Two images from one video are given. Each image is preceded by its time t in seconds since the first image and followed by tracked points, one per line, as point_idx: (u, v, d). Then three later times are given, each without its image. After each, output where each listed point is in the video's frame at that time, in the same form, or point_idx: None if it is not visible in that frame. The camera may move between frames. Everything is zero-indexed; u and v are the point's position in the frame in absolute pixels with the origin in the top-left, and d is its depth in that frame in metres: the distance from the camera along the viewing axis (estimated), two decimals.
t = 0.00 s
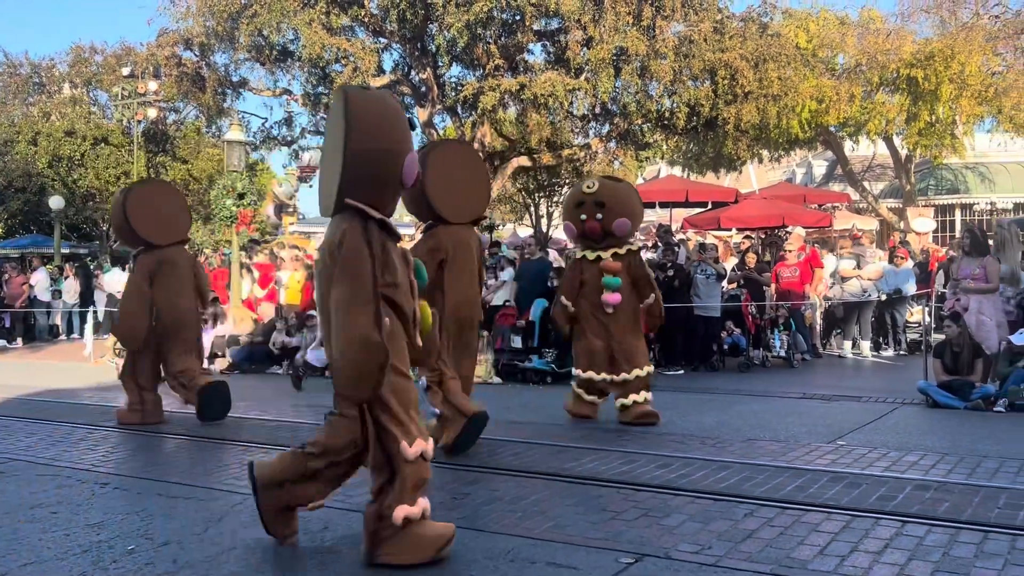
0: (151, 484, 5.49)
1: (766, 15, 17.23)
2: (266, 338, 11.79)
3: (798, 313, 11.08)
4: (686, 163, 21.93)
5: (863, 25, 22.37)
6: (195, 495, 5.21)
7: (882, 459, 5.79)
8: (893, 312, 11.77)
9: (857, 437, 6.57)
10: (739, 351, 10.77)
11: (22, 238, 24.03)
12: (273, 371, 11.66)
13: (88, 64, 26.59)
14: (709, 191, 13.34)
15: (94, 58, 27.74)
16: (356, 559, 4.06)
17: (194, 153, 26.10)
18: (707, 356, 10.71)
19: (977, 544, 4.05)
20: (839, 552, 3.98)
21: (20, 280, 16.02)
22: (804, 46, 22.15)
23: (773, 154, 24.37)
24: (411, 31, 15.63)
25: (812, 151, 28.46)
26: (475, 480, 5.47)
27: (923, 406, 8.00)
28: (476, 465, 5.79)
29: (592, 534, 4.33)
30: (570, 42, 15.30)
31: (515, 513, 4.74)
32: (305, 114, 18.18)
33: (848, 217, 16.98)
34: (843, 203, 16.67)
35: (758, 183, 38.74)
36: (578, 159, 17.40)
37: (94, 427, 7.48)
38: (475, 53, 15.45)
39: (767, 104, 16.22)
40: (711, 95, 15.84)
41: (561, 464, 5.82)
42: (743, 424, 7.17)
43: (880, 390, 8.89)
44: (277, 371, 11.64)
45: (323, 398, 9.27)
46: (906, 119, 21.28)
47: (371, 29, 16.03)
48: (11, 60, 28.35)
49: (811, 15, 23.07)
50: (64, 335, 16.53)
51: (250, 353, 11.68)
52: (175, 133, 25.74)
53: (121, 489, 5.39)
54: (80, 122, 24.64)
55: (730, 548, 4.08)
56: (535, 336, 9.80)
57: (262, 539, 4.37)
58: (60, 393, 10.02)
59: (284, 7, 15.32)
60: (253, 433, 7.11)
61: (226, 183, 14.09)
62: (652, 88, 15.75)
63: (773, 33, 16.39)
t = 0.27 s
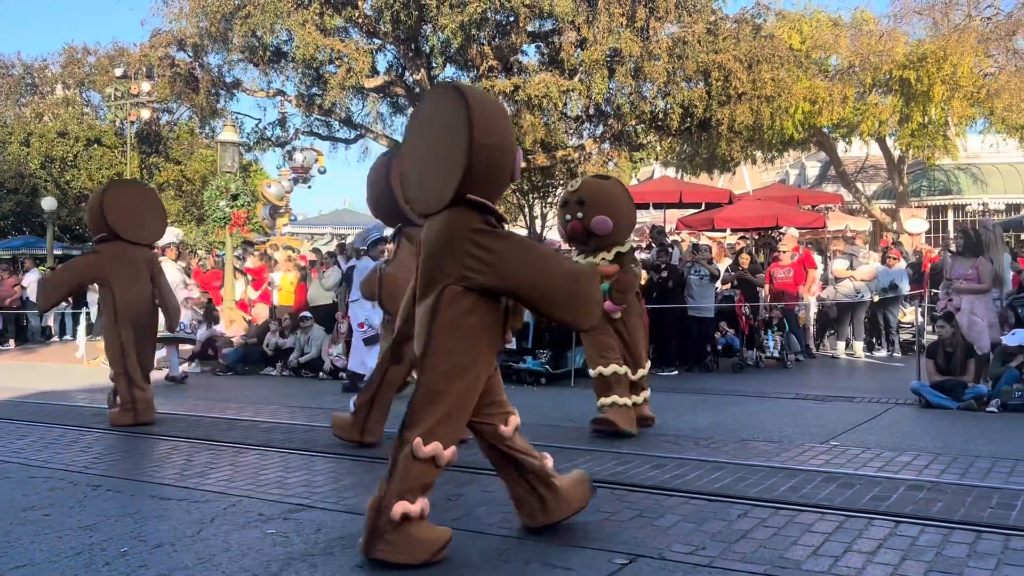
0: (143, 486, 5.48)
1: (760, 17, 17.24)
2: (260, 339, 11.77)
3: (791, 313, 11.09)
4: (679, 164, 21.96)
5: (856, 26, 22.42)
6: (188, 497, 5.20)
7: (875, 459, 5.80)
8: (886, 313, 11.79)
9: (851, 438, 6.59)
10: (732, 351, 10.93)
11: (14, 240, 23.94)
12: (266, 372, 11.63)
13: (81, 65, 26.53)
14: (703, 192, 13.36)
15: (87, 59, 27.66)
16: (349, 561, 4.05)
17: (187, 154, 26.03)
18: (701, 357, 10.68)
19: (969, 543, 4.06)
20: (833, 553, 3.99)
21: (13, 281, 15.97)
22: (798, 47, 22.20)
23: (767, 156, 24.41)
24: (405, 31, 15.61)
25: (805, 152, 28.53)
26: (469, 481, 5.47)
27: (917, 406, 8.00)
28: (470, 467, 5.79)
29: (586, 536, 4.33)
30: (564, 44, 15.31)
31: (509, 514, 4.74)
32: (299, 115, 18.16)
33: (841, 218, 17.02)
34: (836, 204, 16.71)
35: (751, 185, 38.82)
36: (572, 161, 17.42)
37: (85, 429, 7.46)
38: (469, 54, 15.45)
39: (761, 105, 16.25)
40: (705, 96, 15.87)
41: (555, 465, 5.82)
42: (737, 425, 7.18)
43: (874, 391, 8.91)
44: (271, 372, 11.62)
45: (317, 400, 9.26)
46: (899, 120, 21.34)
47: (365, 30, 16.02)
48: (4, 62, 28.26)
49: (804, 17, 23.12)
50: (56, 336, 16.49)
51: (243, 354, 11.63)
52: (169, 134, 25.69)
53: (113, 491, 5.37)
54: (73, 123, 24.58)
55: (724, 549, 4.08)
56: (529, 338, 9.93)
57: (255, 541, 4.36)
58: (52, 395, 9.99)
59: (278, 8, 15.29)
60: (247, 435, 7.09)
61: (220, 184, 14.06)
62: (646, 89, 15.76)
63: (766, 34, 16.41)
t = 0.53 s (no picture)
0: (136, 487, 5.47)
1: (753, 17, 17.25)
2: (253, 339, 11.75)
3: (785, 314, 11.11)
4: (673, 165, 21.97)
5: (849, 27, 22.46)
6: (180, 498, 5.18)
7: (868, 459, 5.81)
8: (879, 313, 11.82)
9: (844, 437, 6.60)
10: (726, 351, 10.79)
11: (6, 241, 23.86)
12: (260, 372, 11.62)
13: (73, 64, 26.46)
14: (697, 193, 13.38)
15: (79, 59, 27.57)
16: (342, 562, 4.05)
17: (180, 154, 25.95)
18: (695, 358, 10.69)
19: (961, 542, 4.07)
20: (825, 552, 3.99)
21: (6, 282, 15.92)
22: (791, 48, 22.24)
23: (760, 156, 24.45)
24: (399, 32, 15.60)
25: (798, 153, 28.59)
26: (463, 482, 5.46)
27: (909, 405, 8.01)
28: (463, 467, 5.78)
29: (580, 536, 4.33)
30: (557, 44, 15.32)
31: (503, 514, 4.73)
32: (292, 116, 18.13)
33: (834, 218, 17.06)
34: (829, 204, 16.74)
35: (745, 184, 38.88)
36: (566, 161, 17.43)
37: (78, 430, 7.43)
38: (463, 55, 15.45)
39: (754, 106, 16.28)
40: (699, 96, 15.90)
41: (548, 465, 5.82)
42: (731, 425, 7.18)
43: (867, 390, 8.93)
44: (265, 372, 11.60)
45: (310, 400, 9.24)
46: (891, 121, 21.39)
47: (358, 30, 15.99)
48: None
49: (797, 17, 23.15)
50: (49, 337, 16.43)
51: (237, 354, 11.62)
52: (162, 135, 25.64)
53: (106, 492, 5.36)
54: (65, 123, 24.52)
55: (717, 548, 4.09)
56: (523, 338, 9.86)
57: (248, 542, 4.35)
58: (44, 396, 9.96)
59: (271, 9, 15.26)
60: (240, 436, 7.08)
61: (213, 185, 14.04)
62: (639, 90, 15.77)
63: (759, 35, 16.41)
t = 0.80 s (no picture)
0: (128, 488, 5.46)
1: (746, 18, 17.28)
2: (247, 339, 11.72)
3: (779, 313, 11.17)
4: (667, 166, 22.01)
5: (842, 28, 22.52)
6: (173, 499, 5.17)
7: (861, 459, 5.82)
8: (872, 313, 11.87)
9: (837, 437, 6.61)
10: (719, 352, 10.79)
11: None
12: (253, 373, 11.59)
13: (66, 64, 26.40)
14: (690, 192, 13.42)
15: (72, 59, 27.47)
16: (336, 562, 4.04)
17: (173, 154, 25.90)
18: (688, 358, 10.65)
19: (954, 541, 4.08)
20: (818, 552, 4.00)
21: None
22: (784, 48, 22.28)
23: (754, 157, 24.49)
24: (392, 32, 15.59)
25: (791, 154, 28.66)
26: (457, 482, 5.45)
27: (902, 405, 8.03)
28: (457, 467, 5.78)
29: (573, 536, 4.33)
30: (551, 45, 15.34)
31: (496, 514, 4.73)
32: (286, 116, 18.11)
33: (828, 219, 17.12)
34: (822, 205, 16.78)
35: (738, 185, 38.92)
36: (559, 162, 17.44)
37: (70, 431, 7.40)
38: (457, 55, 15.45)
39: (748, 106, 16.32)
40: (692, 97, 15.93)
41: (542, 465, 5.82)
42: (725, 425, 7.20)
43: (860, 390, 8.95)
44: (258, 373, 11.58)
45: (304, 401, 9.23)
46: (885, 122, 21.44)
47: (352, 30, 15.99)
48: None
49: (790, 18, 23.21)
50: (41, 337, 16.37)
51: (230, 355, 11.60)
52: (155, 135, 25.58)
53: (98, 493, 5.34)
54: (58, 123, 24.46)
55: (710, 549, 4.09)
56: (517, 339, 9.86)
57: (241, 543, 4.35)
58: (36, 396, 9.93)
59: (265, 8, 15.24)
60: (233, 436, 7.07)
61: (206, 185, 14.00)
62: (633, 91, 15.78)
63: (753, 35, 16.43)
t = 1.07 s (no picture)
0: (122, 488, 5.45)
1: (740, 19, 17.30)
2: (240, 340, 11.70)
3: (773, 313, 11.19)
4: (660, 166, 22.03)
5: (835, 28, 22.57)
6: (166, 499, 5.16)
7: (854, 459, 5.84)
8: (865, 313, 11.90)
9: (831, 437, 6.63)
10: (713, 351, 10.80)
11: None
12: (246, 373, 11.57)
13: (59, 64, 26.32)
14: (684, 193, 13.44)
15: (64, 58, 27.37)
16: (330, 562, 4.04)
17: (167, 154, 25.84)
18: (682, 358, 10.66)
19: (947, 541, 4.10)
20: (812, 551, 4.01)
21: None
22: (777, 49, 22.31)
23: (748, 157, 24.52)
24: (387, 32, 15.59)
25: (785, 154, 28.71)
26: (451, 482, 5.45)
27: (895, 405, 8.04)
28: (451, 468, 5.78)
29: (568, 536, 4.33)
30: (545, 45, 15.35)
31: (490, 514, 4.74)
32: (279, 116, 18.08)
33: (821, 220, 17.16)
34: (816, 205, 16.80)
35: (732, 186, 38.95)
36: (554, 162, 17.43)
37: (63, 432, 7.38)
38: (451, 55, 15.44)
39: (742, 107, 16.33)
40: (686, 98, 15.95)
41: (536, 466, 5.83)
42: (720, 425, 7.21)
43: (853, 391, 8.98)
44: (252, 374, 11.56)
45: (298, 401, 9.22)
46: (878, 122, 21.49)
47: (346, 30, 15.96)
48: None
49: (784, 19, 23.25)
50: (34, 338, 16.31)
51: (224, 356, 11.60)
52: (148, 135, 25.52)
53: (92, 493, 5.33)
54: (50, 123, 24.38)
55: (704, 548, 4.10)
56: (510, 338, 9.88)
57: (235, 543, 4.35)
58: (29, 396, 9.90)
59: (259, 8, 15.22)
60: (227, 437, 7.06)
61: (199, 185, 13.96)
62: (627, 91, 15.80)
63: (747, 36, 16.45)
